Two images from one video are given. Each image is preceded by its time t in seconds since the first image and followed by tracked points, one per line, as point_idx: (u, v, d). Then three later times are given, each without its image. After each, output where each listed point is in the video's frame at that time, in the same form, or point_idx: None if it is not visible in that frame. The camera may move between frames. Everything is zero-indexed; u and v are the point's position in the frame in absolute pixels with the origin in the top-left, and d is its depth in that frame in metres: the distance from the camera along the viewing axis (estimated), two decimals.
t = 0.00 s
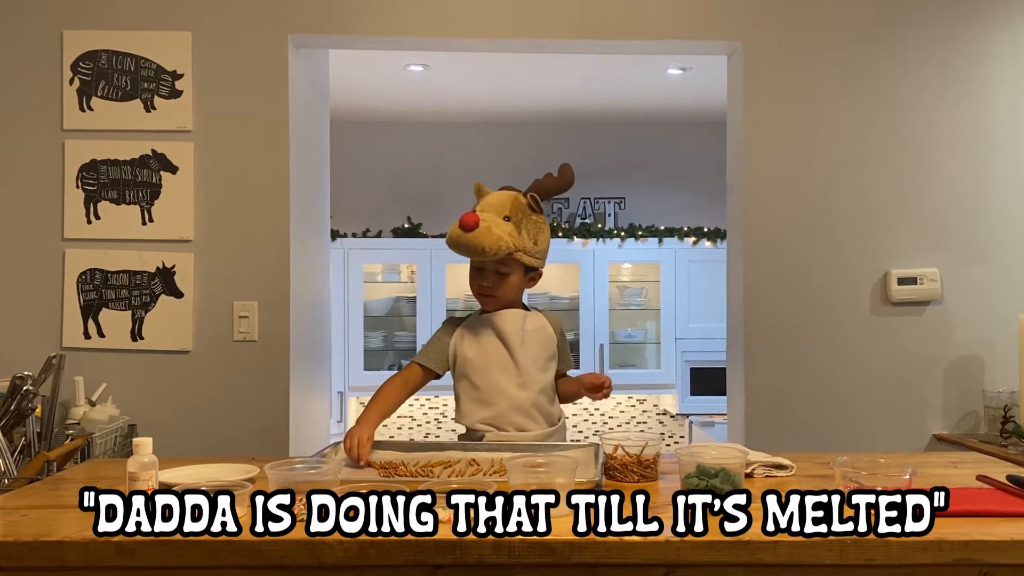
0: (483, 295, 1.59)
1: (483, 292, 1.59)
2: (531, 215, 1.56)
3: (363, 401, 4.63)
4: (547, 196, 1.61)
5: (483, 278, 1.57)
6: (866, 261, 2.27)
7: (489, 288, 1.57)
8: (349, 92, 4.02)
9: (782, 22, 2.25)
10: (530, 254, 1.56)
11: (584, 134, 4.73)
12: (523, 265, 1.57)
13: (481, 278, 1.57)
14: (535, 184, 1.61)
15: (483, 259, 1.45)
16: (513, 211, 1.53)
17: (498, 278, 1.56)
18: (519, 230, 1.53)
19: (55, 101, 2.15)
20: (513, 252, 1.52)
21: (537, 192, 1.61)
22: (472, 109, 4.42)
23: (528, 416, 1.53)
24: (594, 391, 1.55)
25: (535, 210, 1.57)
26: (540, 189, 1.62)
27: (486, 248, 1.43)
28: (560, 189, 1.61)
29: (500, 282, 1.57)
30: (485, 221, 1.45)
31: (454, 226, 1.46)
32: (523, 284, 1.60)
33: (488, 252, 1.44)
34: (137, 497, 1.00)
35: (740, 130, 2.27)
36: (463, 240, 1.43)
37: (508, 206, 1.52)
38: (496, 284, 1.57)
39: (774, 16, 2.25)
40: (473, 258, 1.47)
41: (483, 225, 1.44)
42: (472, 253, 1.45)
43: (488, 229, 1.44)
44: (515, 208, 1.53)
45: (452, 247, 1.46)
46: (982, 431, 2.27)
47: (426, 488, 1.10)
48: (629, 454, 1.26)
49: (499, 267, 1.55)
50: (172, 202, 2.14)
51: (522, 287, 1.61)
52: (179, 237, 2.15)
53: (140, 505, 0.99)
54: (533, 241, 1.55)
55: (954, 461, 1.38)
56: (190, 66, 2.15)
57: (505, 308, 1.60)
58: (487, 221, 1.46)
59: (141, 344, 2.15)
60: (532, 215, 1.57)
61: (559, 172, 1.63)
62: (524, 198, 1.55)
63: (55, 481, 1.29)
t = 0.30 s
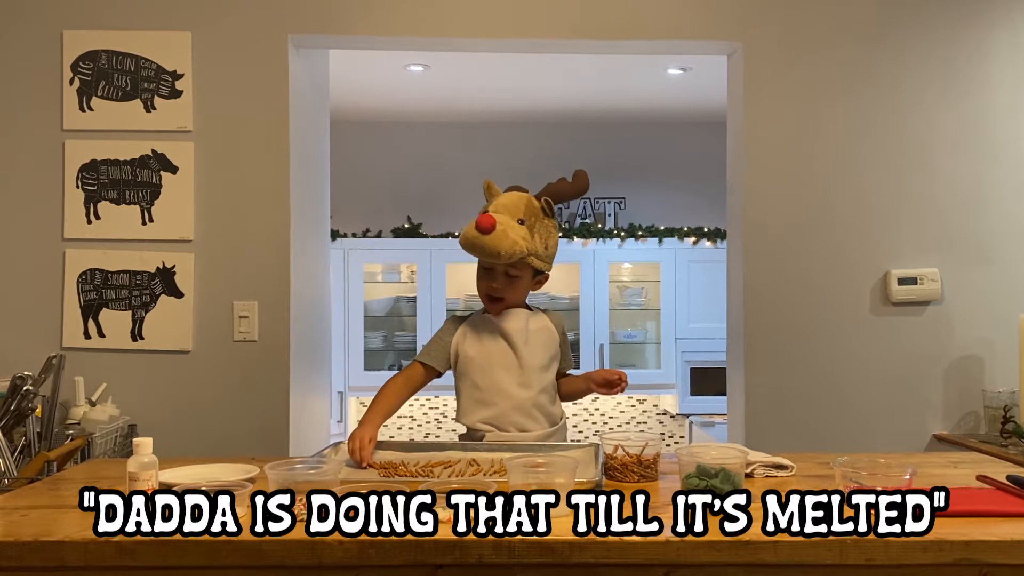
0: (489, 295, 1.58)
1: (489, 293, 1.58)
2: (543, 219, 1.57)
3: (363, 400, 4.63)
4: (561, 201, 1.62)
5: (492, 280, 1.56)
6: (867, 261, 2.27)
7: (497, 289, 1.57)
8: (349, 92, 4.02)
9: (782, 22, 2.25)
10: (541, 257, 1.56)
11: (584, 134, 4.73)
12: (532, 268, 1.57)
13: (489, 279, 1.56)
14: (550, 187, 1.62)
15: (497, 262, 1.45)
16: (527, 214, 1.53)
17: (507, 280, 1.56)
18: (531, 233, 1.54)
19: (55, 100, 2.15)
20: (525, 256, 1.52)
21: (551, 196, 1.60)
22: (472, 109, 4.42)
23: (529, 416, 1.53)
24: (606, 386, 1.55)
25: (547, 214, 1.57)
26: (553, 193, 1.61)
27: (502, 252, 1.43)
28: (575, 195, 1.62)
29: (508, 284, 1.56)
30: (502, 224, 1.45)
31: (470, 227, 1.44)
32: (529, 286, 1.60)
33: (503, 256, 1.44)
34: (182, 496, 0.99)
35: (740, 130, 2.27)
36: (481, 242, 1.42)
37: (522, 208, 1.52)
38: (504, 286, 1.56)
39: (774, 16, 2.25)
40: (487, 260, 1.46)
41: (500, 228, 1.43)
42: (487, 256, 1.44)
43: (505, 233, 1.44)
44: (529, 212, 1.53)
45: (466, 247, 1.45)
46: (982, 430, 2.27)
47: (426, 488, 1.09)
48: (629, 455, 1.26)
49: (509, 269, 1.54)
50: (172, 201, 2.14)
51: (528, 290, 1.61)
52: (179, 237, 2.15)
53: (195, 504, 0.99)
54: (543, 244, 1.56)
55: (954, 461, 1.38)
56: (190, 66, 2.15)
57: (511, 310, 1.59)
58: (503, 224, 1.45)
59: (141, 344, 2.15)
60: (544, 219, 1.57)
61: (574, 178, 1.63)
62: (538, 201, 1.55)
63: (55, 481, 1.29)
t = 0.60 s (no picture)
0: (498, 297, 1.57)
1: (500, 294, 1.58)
2: (558, 224, 1.58)
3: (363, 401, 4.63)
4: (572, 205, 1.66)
5: (507, 282, 1.55)
6: (867, 261, 2.27)
7: (510, 292, 1.57)
8: (349, 92, 4.02)
9: (782, 22, 2.25)
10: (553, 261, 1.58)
11: (584, 134, 4.74)
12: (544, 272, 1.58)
13: (503, 281, 1.55)
14: (558, 191, 1.66)
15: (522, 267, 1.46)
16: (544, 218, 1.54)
17: (521, 284, 1.56)
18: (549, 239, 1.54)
19: (55, 101, 2.15)
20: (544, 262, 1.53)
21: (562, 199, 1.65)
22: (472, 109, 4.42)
23: (528, 416, 1.53)
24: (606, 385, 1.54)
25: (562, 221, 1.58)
26: (566, 196, 1.66)
27: (531, 258, 1.44)
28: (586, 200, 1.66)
29: (522, 287, 1.56)
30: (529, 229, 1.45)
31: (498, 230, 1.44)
32: (537, 289, 1.61)
33: (530, 261, 1.45)
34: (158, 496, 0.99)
35: (740, 130, 2.27)
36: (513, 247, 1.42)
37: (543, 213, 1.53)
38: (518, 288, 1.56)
39: (774, 16, 2.25)
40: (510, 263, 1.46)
41: (528, 234, 1.44)
42: (514, 260, 1.45)
43: (534, 238, 1.45)
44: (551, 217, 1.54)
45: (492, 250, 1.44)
46: (982, 430, 2.27)
47: (425, 488, 1.08)
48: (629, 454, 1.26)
49: (525, 272, 1.54)
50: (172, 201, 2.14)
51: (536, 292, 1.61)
52: (179, 237, 2.15)
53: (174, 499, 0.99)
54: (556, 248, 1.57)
55: (954, 462, 1.38)
56: (190, 66, 2.15)
57: (518, 312, 1.59)
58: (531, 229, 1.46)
59: (141, 344, 2.15)
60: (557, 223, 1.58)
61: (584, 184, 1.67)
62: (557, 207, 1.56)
63: (55, 481, 1.29)
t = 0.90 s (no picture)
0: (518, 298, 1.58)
1: (517, 294, 1.59)
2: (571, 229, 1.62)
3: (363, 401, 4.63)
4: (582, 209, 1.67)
5: (529, 284, 1.57)
6: (867, 261, 2.27)
7: (530, 293, 1.58)
8: (349, 92, 4.02)
9: (782, 22, 2.25)
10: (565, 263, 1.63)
11: (584, 134, 4.74)
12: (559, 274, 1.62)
13: (526, 282, 1.56)
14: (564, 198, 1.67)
15: (558, 270, 1.49)
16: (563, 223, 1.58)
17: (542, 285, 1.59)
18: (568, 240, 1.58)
19: (55, 101, 2.15)
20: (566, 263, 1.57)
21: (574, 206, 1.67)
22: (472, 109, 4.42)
23: (530, 417, 1.53)
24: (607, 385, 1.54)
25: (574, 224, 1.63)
26: (573, 202, 1.67)
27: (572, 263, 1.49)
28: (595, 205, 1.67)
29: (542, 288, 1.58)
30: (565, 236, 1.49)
31: (542, 236, 1.46)
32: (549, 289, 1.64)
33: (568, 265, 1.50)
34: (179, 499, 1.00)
35: (740, 130, 2.27)
36: (561, 253, 1.46)
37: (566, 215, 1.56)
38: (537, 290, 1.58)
39: (774, 16, 2.25)
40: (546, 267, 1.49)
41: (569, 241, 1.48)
42: (555, 265, 1.48)
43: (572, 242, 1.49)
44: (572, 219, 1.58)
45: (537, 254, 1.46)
46: (982, 430, 2.27)
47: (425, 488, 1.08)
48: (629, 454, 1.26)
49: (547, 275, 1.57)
50: (172, 202, 2.14)
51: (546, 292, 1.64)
52: (179, 237, 2.15)
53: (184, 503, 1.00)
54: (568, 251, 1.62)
55: (954, 462, 1.38)
56: (190, 66, 2.15)
57: (532, 311, 1.60)
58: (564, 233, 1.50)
59: (141, 344, 2.15)
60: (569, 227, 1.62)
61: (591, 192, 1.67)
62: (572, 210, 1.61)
63: (55, 481, 1.29)
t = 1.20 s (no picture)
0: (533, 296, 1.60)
1: (533, 294, 1.60)
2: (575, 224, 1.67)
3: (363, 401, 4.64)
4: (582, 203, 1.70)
5: (544, 281, 1.59)
6: (867, 261, 2.27)
7: (545, 290, 1.61)
8: (349, 92, 4.02)
9: (782, 22, 2.25)
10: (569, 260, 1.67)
11: (584, 134, 4.74)
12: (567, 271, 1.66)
13: (542, 279, 1.59)
14: (563, 193, 1.69)
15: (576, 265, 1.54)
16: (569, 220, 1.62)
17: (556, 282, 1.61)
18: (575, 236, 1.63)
19: (55, 101, 2.15)
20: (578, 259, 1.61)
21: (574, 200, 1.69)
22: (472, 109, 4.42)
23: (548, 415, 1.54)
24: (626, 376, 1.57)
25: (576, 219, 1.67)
26: (573, 197, 1.69)
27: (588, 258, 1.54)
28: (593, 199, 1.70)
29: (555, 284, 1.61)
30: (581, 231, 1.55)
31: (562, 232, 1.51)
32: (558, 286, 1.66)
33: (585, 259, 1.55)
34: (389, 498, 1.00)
35: (740, 130, 2.27)
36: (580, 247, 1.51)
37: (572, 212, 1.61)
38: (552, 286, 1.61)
39: (774, 16, 2.25)
40: (564, 262, 1.53)
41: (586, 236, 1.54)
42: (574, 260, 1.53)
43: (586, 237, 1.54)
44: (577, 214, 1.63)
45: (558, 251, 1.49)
46: (982, 431, 2.27)
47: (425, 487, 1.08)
48: (629, 454, 1.26)
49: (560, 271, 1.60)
50: (172, 202, 2.14)
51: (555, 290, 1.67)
52: (179, 237, 2.15)
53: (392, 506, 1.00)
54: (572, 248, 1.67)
55: (954, 461, 1.38)
56: (190, 66, 2.15)
57: (546, 309, 1.62)
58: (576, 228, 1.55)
59: (141, 344, 2.15)
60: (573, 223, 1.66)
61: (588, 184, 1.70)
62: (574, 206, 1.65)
63: (55, 481, 1.29)
